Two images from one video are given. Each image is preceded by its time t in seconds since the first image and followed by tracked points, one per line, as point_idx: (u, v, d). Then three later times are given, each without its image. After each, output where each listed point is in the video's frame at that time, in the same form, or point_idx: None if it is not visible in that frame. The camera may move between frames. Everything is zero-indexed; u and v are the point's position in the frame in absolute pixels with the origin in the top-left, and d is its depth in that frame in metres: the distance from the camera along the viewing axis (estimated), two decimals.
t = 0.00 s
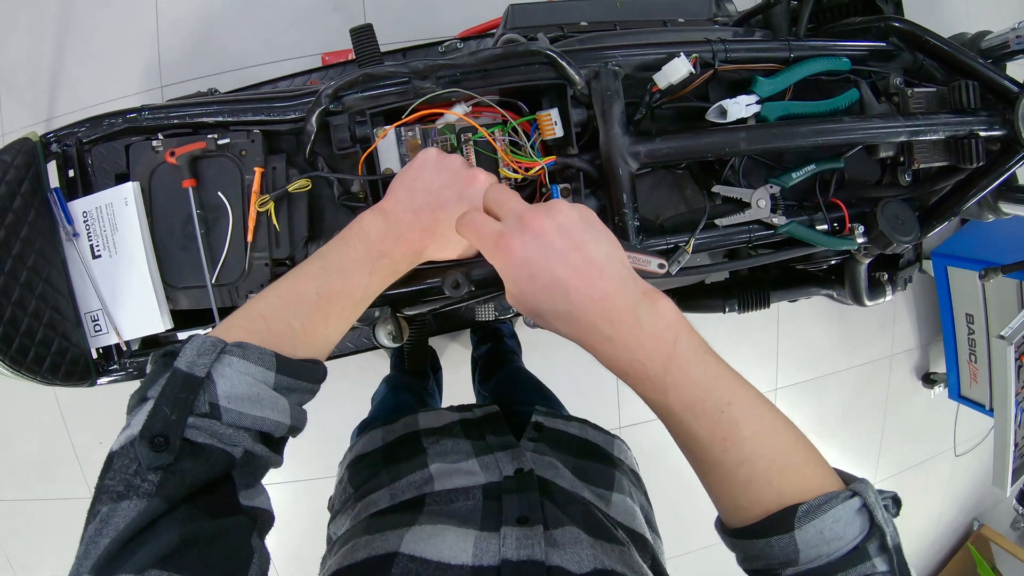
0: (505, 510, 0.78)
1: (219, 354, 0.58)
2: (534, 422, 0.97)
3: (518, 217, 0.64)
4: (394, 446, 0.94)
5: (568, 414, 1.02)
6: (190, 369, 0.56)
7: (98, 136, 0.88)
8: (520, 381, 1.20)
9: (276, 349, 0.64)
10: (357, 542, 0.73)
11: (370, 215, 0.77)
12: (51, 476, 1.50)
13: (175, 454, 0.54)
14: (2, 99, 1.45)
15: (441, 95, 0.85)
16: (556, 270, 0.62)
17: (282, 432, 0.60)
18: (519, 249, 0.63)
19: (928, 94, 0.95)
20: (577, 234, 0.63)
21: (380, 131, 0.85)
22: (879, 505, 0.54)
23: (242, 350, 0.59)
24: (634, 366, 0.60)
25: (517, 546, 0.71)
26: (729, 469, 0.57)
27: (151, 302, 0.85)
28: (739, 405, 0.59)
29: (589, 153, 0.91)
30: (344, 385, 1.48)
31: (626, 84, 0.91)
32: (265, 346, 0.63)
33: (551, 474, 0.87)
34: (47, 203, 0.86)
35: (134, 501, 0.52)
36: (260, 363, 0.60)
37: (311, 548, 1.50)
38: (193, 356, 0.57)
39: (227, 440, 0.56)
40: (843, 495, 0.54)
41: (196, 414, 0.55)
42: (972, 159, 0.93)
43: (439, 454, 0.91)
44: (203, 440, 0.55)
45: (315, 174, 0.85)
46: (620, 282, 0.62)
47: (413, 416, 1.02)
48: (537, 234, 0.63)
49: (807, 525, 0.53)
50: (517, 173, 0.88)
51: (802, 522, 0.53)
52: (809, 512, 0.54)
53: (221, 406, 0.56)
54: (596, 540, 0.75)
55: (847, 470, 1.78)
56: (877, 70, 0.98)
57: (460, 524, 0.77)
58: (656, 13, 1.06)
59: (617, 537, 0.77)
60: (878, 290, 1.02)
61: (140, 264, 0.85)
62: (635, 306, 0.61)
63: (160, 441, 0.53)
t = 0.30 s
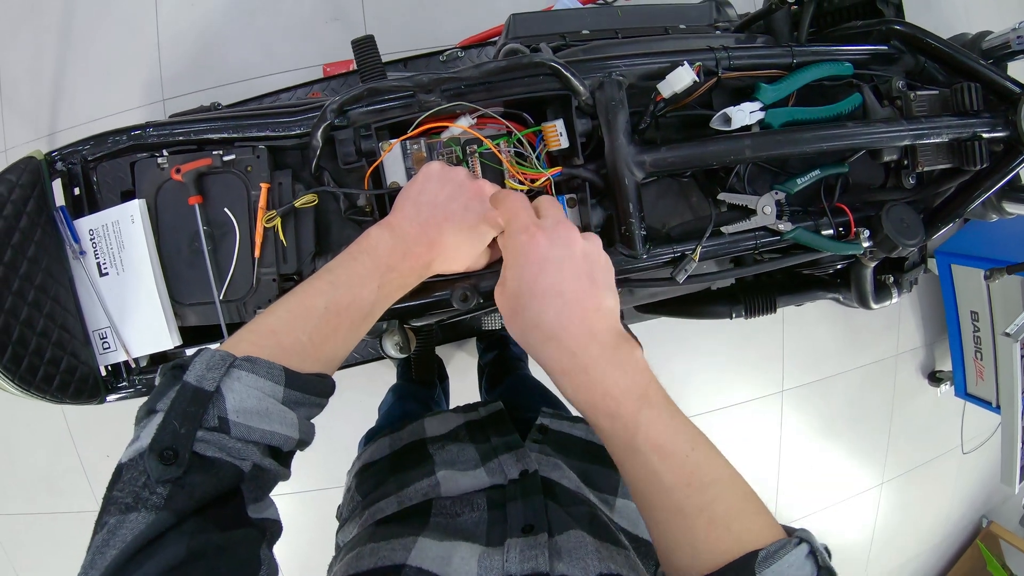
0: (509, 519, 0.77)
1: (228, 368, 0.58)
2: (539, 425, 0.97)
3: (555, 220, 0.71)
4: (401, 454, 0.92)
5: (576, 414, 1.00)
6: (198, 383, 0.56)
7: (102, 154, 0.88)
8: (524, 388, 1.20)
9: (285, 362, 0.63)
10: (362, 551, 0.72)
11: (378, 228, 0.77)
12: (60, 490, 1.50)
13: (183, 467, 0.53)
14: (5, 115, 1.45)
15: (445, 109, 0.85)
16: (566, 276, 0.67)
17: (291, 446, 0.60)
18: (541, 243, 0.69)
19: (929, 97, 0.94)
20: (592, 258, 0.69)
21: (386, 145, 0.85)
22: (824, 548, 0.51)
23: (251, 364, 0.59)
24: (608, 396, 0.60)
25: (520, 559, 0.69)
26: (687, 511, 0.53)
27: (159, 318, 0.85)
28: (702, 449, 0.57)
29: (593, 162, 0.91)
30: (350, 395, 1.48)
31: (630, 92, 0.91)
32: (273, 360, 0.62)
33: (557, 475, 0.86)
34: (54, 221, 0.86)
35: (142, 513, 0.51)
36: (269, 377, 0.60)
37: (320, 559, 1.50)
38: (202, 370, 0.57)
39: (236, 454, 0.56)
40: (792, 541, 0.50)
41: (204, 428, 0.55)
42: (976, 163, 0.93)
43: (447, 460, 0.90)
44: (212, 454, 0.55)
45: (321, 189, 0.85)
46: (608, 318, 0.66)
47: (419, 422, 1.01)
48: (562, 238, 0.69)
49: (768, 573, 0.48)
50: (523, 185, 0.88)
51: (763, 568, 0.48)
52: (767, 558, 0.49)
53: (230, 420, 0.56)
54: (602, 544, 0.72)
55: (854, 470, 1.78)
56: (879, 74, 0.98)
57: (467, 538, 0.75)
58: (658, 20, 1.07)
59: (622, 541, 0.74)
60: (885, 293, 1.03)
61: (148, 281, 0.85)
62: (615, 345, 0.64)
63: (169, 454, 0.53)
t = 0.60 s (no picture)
0: (512, 519, 0.76)
1: (225, 377, 0.58)
2: (539, 416, 0.97)
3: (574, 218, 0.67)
4: (402, 453, 0.91)
5: (576, 407, 1.01)
6: (196, 392, 0.57)
7: (105, 157, 0.88)
8: (526, 387, 1.20)
9: (283, 371, 0.63)
10: (365, 554, 0.72)
11: (378, 235, 0.76)
12: (63, 497, 1.49)
13: (180, 475, 0.54)
14: (4, 122, 1.45)
15: (451, 108, 0.85)
16: (587, 272, 0.64)
17: (287, 455, 0.60)
18: (556, 238, 0.66)
19: (932, 90, 0.95)
20: (612, 250, 0.66)
21: (392, 146, 0.85)
22: (855, 545, 0.55)
23: (248, 373, 0.59)
24: (638, 395, 0.62)
25: (522, 567, 0.68)
26: (717, 511, 0.57)
27: (166, 322, 0.85)
28: (733, 450, 0.60)
29: (598, 159, 0.91)
30: (354, 397, 1.48)
31: (634, 90, 0.91)
32: (271, 370, 0.63)
33: (556, 474, 0.85)
34: (57, 225, 0.85)
35: (142, 520, 0.52)
36: (266, 386, 0.60)
37: (326, 563, 1.50)
38: (200, 379, 0.58)
39: (233, 462, 0.56)
40: (822, 538, 0.54)
41: (201, 436, 0.56)
42: (977, 155, 0.93)
43: (447, 457, 0.89)
44: (209, 462, 0.55)
45: (327, 190, 0.85)
46: (640, 311, 0.65)
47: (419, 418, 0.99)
48: (581, 234, 0.66)
49: (798, 568, 0.52)
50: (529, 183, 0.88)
51: (791, 565, 0.53)
52: (797, 554, 0.53)
53: (226, 428, 0.57)
54: (603, 540, 0.71)
55: (857, 465, 1.78)
56: (881, 69, 0.99)
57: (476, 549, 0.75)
58: (660, 18, 1.07)
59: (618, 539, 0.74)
60: (889, 286, 1.03)
61: (154, 284, 0.85)
62: (646, 338, 0.63)
63: (167, 461, 0.53)
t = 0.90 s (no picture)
0: (515, 528, 0.73)
1: (181, 430, 0.57)
2: (535, 431, 0.91)
3: (616, 206, 0.66)
4: (400, 462, 0.88)
5: (579, 424, 0.95)
6: (153, 447, 0.56)
7: (89, 157, 0.84)
8: (527, 388, 1.17)
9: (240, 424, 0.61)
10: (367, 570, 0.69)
11: (338, 266, 0.69)
12: (55, 502, 1.46)
13: (142, 530, 0.53)
14: None
15: (449, 103, 0.81)
16: (657, 270, 0.62)
17: (250, 504, 0.57)
18: (607, 234, 0.63)
19: (946, 85, 0.92)
20: (680, 239, 0.64)
21: (386, 143, 0.81)
22: (931, 540, 0.56)
23: (201, 425, 0.57)
24: (722, 390, 0.59)
25: None
26: (802, 508, 0.56)
27: (152, 328, 0.81)
28: (820, 446, 0.59)
29: (601, 156, 0.88)
30: (351, 399, 1.45)
31: (639, 84, 0.88)
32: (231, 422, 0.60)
33: (560, 482, 0.81)
34: (40, 229, 0.82)
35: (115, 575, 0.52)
36: (220, 437, 0.57)
37: (324, 566, 1.47)
38: (159, 433, 0.57)
39: (192, 515, 0.55)
40: (901, 534, 0.55)
41: (158, 492, 0.55)
42: (992, 153, 0.90)
43: (448, 464, 0.85)
44: (170, 516, 0.54)
45: (319, 189, 0.82)
46: (717, 300, 0.62)
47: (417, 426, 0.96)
48: (641, 228, 0.63)
49: (876, 564, 0.53)
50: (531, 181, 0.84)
51: (872, 561, 0.53)
52: (878, 550, 0.54)
53: (179, 483, 0.55)
54: (611, 550, 0.69)
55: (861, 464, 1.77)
56: (893, 63, 0.96)
57: (470, 555, 0.71)
58: (665, 9, 1.04)
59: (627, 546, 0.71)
60: (900, 287, 1.01)
61: (139, 289, 0.81)
62: (731, 329, 0.61)
63: (131, 517, 0.53)
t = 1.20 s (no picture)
0: (518, 526, 0.73)
1: (216, 422, 0.55)
2: (541, 425, 0.90)
3: (584, 208, 0.64)
4: (403, 460, 0.87)
5: (581, 416, 0.95)
6: (186, 439, 0.54)
7: (85, 153, 0.83)
8: (528, 385, 1.15)
9: (278, 417, 0.62)
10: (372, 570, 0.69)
11: (367, 261, 0.69)
12: (54, 498, 1.46)
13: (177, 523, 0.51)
14: None
15: (446, 99, 0.80)
16: (628, 267, 0.60)
17: (286, 497, 0.57)
18: (578, 236, 0.61)
19: (949, 84, 0.91)
20: (647, 231, 0.62)
21: (383, 139, 0.80)
22: (937, 510, 0.55)
23: (238, 416, 0.56)
24: (700, 376, 0.59)
25: (533, 571, 0.65)
26: (795, 484, 0.56)
27: (149, 326, 0.81)
28: (806, 421, 0.58)
29: (601, 153, 0.87)
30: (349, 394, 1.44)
31: (641, 80, 0.87)
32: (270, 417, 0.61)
33: (563, 478, 0.80)
34: (34, 226, 0.81)
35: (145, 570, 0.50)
36: (258, 430, 0.56)
37: (322, 561, 1.47)
38: (193, 425, 0.55)
39: (228, 509, 0.54)
40: (903, 506, 0.54)
41: (193, 485, 0.53)
42: (995, 153, 0.89)
43: (449, 463, 0.85)
44: (205, 509, 0.53)
45: (314, 186, 0.81)
46: (689, 287, 0.61)
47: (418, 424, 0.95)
48: (605, 226, 0.62)
49: (874, 537, 0.53)
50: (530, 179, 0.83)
51: (870, 536, 0.53)
52: (876, 524, 0.53)
53: (216, 476, 0.54)
54: (617, 546, 0.69)
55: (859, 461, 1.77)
56: (896, 61, 0.95)
57: (475, 550, 0.71)
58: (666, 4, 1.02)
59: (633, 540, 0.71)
60: (900, 286, 1.01)
61: (134, 287, 0.80)
62: (704, 314, 0.60)
63: (163, 510, 0.51)
